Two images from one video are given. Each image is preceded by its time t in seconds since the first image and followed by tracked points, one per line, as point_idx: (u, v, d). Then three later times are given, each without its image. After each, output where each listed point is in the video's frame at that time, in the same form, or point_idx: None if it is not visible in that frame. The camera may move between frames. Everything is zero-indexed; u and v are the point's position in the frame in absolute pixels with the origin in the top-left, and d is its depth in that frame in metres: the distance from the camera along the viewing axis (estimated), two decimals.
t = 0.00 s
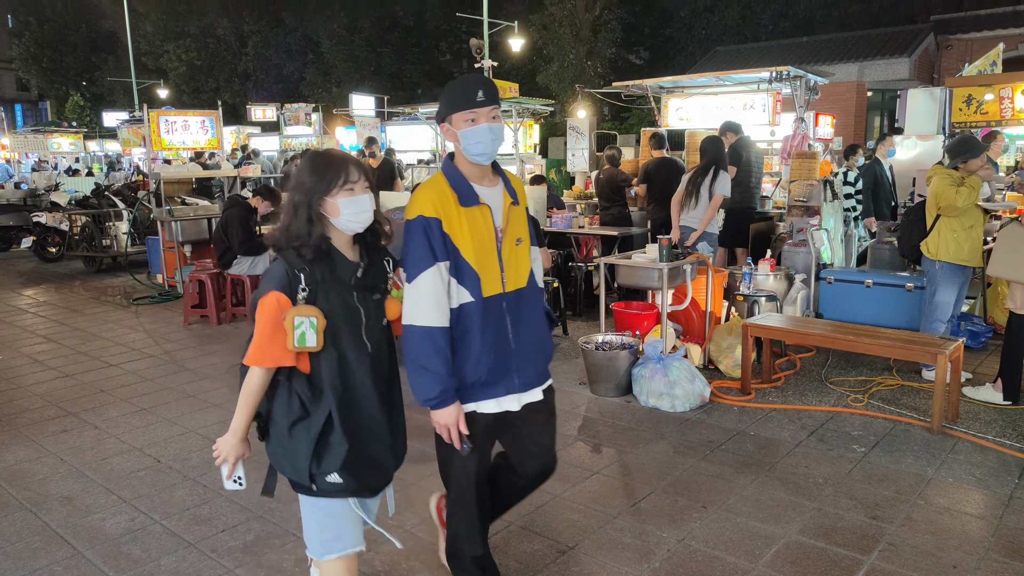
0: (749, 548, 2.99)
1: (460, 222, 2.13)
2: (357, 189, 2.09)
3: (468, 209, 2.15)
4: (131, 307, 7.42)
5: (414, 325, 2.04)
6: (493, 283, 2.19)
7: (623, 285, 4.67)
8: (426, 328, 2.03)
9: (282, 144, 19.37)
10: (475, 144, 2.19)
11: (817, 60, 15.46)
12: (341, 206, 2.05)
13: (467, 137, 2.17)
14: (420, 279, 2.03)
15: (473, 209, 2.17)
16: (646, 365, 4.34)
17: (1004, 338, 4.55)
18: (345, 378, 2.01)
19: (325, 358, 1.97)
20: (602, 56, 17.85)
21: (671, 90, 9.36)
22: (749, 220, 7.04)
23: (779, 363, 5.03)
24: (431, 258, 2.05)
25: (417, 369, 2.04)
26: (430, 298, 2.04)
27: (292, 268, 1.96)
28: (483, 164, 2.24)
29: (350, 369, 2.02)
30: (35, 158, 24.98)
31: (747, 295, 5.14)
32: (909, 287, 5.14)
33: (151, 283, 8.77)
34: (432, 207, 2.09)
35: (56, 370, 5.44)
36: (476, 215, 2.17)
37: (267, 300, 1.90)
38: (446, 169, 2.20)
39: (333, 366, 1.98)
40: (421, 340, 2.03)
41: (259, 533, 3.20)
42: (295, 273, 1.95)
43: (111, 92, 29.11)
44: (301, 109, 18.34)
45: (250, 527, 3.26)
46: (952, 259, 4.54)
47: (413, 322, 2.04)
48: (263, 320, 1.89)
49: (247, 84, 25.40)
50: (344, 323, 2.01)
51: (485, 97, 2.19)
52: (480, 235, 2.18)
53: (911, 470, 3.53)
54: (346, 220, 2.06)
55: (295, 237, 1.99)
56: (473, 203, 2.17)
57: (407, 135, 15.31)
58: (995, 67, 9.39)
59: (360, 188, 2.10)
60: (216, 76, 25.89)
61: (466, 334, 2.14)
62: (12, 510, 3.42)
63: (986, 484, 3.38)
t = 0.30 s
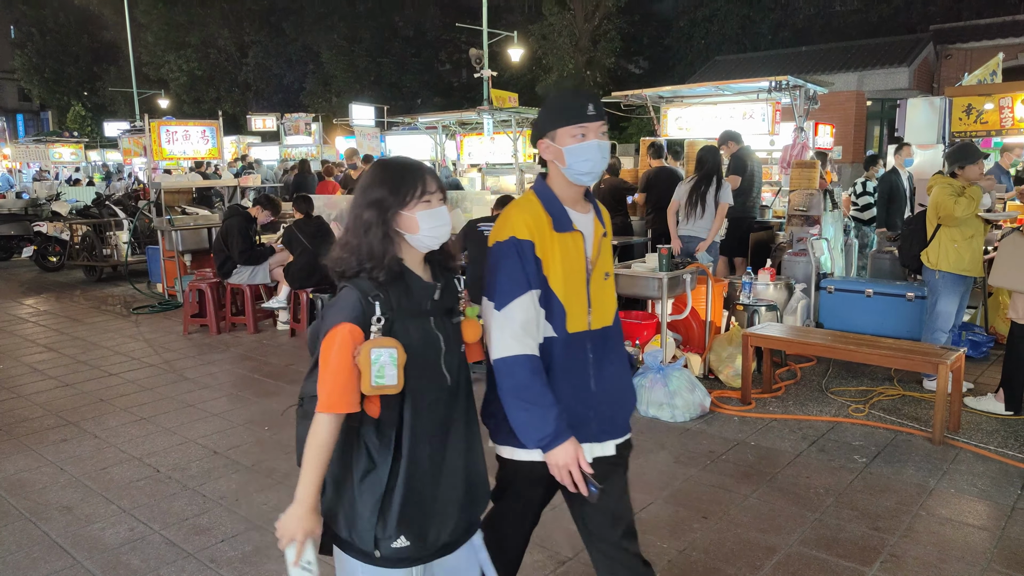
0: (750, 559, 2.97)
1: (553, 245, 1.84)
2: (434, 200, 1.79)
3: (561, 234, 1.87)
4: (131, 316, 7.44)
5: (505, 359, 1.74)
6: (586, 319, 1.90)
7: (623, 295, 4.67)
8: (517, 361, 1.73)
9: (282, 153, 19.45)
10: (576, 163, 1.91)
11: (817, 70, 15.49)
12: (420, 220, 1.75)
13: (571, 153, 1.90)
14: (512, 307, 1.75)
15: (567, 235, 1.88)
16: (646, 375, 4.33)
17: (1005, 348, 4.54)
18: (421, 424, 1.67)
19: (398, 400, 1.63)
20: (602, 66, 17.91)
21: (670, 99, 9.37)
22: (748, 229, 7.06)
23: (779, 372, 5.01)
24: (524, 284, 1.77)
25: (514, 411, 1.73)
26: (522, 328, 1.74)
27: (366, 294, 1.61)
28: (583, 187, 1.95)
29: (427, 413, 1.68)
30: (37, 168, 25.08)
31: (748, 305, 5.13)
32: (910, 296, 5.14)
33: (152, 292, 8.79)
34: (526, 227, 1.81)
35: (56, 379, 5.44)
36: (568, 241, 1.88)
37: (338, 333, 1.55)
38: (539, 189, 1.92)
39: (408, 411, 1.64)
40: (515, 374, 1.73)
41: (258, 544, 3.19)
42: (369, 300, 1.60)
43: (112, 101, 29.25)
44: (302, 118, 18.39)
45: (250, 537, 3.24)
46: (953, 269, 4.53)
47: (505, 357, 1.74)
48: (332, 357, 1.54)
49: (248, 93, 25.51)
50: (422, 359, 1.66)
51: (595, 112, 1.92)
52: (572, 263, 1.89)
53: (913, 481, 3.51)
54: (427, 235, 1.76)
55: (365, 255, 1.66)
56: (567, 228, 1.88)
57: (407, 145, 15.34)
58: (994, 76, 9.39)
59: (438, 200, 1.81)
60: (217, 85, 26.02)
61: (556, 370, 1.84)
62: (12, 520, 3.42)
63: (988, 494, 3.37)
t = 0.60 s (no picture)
0: (754, 570, 2.96)
1: (677, 255, 1.79)
2: (558, 224, 1.66)
3: (687, 242, 1.82)
4: (132, 328, 7.43)
5: (615, 384, 1.70)
6: (713, 335, 1.81)
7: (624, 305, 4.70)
8: (633, 386, 1.68)
9: (283, 165, 19.52)
10: (709, 158, 1.88)
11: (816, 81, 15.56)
12: (542, 245, 1.62)
13: (705, 146, 1.87)
14: (629, 324, 1.70)
15: (692, 244, 1.83)
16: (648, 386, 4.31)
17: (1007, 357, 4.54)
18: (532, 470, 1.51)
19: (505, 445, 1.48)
20: (603, 77, 18.00)
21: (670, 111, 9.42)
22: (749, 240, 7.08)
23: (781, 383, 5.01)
24: (642, 299, 1.73)
25: (613, 440, 1.71)
26: (639, 348, 1.69)
27: (484, 326, 1.45)
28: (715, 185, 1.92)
29: (538, 459, 1.52)
30: (38, 180, 25.13)
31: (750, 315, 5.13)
32: (911, 307, 5.15)
33: (153, 304, 8.79)
34: (646, 236, 1.77)
35: (56, 390, 5.43)
36: (694, 250, 1.83)
37: (457, 366, 1.38)
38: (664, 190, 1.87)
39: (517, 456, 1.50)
40: (630, 397, 1.68)
41: (259, 556, 3.17)
42: (488, 333, 1.44)
43: (114, 113, 29.37)
44: (303, 129, 18.45)
45: (250, 549, 3.23)
46: (953, 279, 4.53)
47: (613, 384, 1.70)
48: (452, 393, 1.38)
49: (250, 105, 25.63)
50: (537, 400, 1.51)
51: (733, 102, 1.89)
52: (699, 273, 1.83)
53: (916, 491, 3.50)
54: (548, 262, 1.63)
55: (482, 281, 1.53)
56: (692, 235, 1.83)
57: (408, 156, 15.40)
58: (993, 87, 9.47)
59: (561, 223, 1.67)
60: (219, 98, 26.12)
61: (676, 392, 1.78)
62: (11, 533, 3.40)
63: (992, 504, 3.36)
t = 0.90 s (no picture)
0: None
1: (819, 295, 1.61)
2: (714, 224, 1.54)
3: (831, 279, 1.62)
4: (133, 338, 7.43)
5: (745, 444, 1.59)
6: (862, 389, 1.61)
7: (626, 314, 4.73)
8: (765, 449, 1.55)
9: (284, 174, 19.57)
10: (847, 179, 1.68)
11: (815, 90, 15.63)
12: (698, 247, 1.50)
13: (844, 164, 1.67)
14: (757, 378, 1.57)
15: (839, 281, 1.63)
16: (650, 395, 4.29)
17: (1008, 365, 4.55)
18: (696, 499, 1.42)
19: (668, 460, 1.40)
20: (603, 87, 18.06)
21: (670, 120, 9.46)
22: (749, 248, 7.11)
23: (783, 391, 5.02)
24: (773, 350, 1.59)
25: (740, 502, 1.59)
26: (769, 405, 1.56)
27: (629, 334, 1.39)
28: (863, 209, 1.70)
29: (699, 485, 1.43)
30: (38, 190, 25.16)
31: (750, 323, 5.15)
32: (911, 315, 5.16)
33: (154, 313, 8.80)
34: (781, 276, 1.62)
35: (55, 401, 5.42)
36: (839, 289, 1.63)
37: (595, 379, 1.34)
38: (803, 218, 1.69)
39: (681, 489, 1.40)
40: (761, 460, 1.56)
41: (259, 567, 3.16)
42: (633, 342, 1.38)
43: (115, 124, 29.45)
44: (305, 139, 18.50)
45: (250, 560, 3.22)
46: (953, 288, 4.55)
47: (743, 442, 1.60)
48: (590, 405, 1.34)
49: (251, 115, 25.73)
50: (689, 420, 1.44)
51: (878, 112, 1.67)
52: (845, 316, 1.63)
53: (917, 499, 3.50)
54: (704, 268, 1.52)
55: (632, 288, 1.45)
56: (840, 271, 1.63)
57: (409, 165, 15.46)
58: (992, 96, 9.52)
59: (716, 223, 1.55)
60: (219, 108, 26.19)
61: (816, 453, 1.61)
62: (10, 544, 3.39)
63: (994, 512, 3.36)
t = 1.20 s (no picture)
0: None
1: None
2: (914, 265, 1.32)
3: None
4: (133, 349, 7.43)
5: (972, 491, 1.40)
6: None
7: (625, 326, 4.73)
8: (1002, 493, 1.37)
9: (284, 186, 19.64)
10: None
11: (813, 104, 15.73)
12: (902, 294, 1.28)
13: None
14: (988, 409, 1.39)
15: None
16: (650, 407, 4.30)
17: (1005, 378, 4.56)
18: None
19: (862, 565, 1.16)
20: (603, 100, 18.13)
21: (670, 133, 9.50)
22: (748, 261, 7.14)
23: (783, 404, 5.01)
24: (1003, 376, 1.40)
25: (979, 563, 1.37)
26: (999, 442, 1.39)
27: (824, 409, 1.14)
28: None
29: None
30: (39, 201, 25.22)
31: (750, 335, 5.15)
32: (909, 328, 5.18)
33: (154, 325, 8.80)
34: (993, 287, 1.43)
35: (54, 412, 5.41)
36: None
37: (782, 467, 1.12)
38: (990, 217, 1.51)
39: None
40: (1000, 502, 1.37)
41: None
42: (831, 419, 1.14)
43: (117, 135, 29.58)
44: (305, 151, 18.58)
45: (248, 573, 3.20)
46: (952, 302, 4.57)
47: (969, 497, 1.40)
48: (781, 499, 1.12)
49: (253, 127, 25.86)
50: (894, 514, 1.19)
51: None
52: None
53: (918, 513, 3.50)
54: (909, 318, 1.29)
55: (818, 346, 1.20)
56: None
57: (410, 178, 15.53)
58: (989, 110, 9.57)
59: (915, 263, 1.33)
60: (221, 120, 26.31)
61: None
62: (7, 557, 3.38)
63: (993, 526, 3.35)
